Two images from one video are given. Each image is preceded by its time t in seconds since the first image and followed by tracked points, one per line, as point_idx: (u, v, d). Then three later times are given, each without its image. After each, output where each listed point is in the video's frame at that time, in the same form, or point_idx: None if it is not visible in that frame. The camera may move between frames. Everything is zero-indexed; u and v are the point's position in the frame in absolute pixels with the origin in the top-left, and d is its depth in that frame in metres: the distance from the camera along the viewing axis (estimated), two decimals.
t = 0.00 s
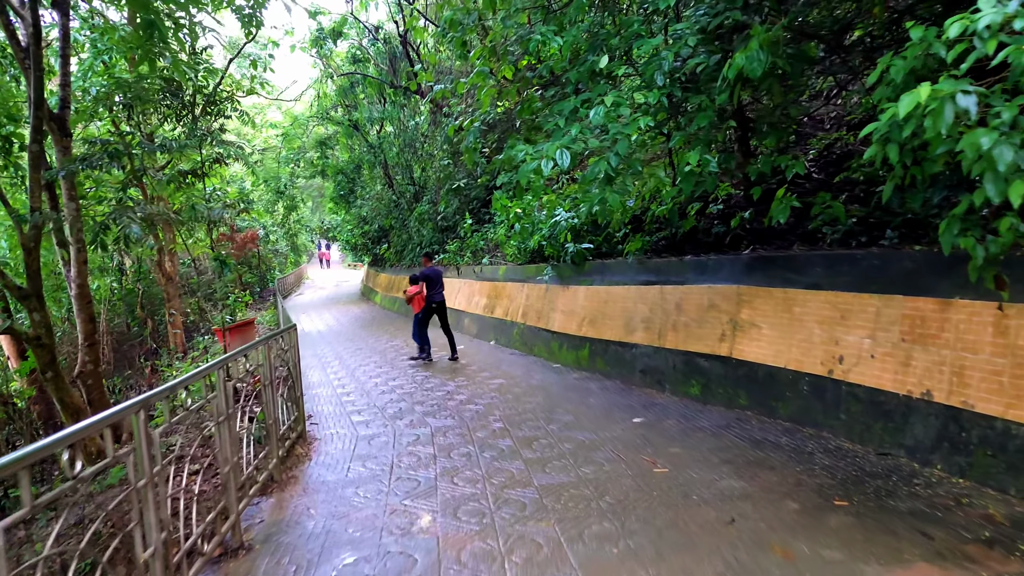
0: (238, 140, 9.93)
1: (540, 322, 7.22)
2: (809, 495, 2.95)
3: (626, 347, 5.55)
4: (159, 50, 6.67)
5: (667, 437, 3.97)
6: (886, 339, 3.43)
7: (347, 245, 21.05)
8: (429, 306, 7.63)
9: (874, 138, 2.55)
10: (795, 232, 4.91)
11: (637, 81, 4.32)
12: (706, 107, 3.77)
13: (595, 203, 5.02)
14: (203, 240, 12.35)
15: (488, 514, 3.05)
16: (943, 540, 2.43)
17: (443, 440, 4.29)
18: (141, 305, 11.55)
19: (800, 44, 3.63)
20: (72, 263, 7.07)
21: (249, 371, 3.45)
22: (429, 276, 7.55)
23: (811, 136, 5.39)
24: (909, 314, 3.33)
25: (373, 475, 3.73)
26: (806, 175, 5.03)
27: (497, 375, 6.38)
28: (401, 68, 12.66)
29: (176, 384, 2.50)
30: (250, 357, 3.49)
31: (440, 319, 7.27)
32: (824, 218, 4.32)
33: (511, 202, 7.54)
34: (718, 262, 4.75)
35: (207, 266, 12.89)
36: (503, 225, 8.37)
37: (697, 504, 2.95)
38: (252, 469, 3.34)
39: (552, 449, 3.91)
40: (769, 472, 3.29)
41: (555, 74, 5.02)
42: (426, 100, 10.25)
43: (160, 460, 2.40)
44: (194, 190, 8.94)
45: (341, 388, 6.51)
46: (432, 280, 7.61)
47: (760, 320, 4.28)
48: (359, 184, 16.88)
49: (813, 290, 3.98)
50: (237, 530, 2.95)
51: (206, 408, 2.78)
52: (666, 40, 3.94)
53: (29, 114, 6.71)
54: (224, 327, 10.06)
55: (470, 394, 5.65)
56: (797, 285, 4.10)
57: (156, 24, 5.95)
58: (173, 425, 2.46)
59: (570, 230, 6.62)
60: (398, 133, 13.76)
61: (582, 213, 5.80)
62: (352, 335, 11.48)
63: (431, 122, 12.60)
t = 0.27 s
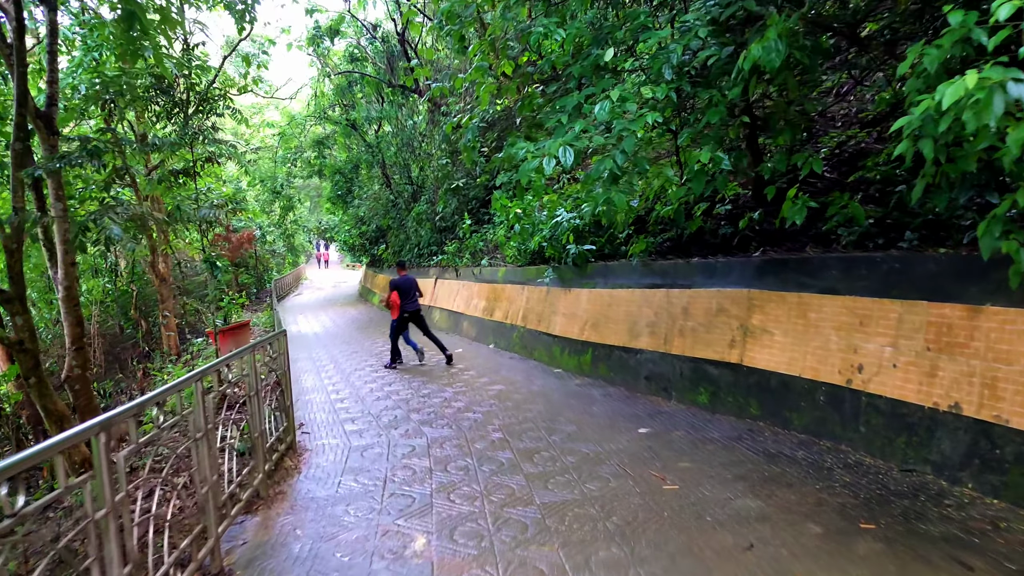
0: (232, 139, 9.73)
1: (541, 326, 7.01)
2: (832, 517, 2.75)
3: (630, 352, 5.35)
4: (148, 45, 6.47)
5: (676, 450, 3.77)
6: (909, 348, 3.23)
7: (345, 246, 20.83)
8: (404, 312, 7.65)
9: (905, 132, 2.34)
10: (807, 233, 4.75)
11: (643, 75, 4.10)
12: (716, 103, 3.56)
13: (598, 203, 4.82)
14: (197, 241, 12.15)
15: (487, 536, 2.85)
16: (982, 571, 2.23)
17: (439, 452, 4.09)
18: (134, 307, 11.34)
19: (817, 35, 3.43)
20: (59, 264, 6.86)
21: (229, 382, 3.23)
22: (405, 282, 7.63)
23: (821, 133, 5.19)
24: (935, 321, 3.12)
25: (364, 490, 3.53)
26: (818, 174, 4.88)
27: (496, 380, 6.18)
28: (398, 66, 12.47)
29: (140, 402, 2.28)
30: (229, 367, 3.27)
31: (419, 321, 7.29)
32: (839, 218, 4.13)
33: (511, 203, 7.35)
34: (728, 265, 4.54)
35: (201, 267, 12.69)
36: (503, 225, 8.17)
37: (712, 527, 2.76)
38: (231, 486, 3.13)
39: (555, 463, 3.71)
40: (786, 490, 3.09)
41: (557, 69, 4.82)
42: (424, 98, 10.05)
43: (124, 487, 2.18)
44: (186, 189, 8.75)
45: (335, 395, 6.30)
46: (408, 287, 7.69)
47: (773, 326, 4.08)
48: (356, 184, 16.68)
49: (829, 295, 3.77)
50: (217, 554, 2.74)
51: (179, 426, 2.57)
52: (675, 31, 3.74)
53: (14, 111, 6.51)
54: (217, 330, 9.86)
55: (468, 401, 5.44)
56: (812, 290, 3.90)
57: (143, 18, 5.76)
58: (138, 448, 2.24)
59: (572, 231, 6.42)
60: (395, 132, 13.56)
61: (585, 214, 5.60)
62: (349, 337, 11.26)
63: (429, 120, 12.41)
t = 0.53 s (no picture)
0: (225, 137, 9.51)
1: (541, 329, 6.80)
2: (860, 540, 2.53)
3: (635, 357, 5.13)
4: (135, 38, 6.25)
5: (686, 462, 3.55)
6: (936, 355, 3.02)
7: (342, 246, 20.60)
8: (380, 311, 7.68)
9: (947, 119, 2.13)
10: (820, 233, 4.54)
11: (651, 66, 3.88)
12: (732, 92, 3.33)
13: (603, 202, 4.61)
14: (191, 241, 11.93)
15: (485, 560, 2.63)
16: None
17: (435, 464, 3.88)
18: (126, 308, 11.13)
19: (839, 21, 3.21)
20: (43, 264, 6.64)
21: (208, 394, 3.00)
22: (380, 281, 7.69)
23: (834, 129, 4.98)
24: (965, 326, 2.91)
25: (355, 506, 3.31)
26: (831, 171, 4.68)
27: (495, 386, 5.96)
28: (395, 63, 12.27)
29: (96, 421, 2.08)
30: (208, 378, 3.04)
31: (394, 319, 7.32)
32: (857, 216, 3.91)
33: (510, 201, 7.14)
34: (738, 266, 4.33)
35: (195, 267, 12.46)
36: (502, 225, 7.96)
37: (729, 550, 2.55)
38: (208, 506, 2.90)
39: (558, 476, 3.49)
40: (806, 508, 2.88)
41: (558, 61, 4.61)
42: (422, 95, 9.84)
43: (77, 517, 1.98)
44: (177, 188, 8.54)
45: (328, 400, 6.09)
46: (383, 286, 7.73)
47: (787, 331, 3.87)
48: (354, 183, 16.46)
49: (848, 298, 3.56)
50: None
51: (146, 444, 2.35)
52: (685, 17, 3.52)
53: None
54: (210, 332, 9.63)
55: (466, 408, 5.23)
56: (830, 293, 3.68)
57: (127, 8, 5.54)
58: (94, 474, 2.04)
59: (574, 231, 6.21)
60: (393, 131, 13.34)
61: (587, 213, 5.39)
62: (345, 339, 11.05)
63: (427, 118, 12.19)
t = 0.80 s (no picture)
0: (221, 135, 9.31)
1: (544, 332, 6.58)
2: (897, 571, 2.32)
3: (643, 363, 4.92)
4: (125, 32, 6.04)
5: (702, 479, 3.34)
6: (972, 366, 2.80)
7: (341, 246, 20.40)
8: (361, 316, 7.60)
9: (1002, 111, 1.92)
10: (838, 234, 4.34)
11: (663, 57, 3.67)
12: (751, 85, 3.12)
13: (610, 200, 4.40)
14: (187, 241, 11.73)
15: None
16: None
17: (434, 477, 3.67)
18: (120, 309, 10.93)
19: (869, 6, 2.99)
20: (30, 265, 6.43)
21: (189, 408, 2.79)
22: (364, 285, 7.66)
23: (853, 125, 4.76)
24: (1006, 335, 2.69)
25: (348, 525, 3.10)
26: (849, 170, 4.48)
27: (497, 392, 5.75)
28: (395, 60, 12.07)
29: (52, 446, 1.87)
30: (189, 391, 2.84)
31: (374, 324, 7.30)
32: (881, 217, 3.70)
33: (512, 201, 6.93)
34: (753, 269, 4.12)
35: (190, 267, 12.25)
36: (504, 225, 7.75)
37: None
38: (187, 530, 2.69)
39: (566, 493, 3.28)
40: (833, 531, 2.67)
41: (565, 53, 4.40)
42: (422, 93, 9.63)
43: (23, 557, 1.77)
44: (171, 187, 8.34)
45: (323, 406, 5.88)
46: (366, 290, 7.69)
47: (808, 337, 3.65)
48: (353, 183, 16.27)
49: (873, 303, 3.35)
50: None
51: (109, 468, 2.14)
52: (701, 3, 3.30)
53: None
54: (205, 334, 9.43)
55: (467, 416, 5.02)
56: (853, 298, 3.47)
57: None
58: (46, 505, 1.84)
59: (579, 232, 5.99)
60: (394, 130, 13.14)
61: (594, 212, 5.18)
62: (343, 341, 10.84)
63: (427, 117, 11.99)
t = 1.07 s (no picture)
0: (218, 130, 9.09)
1: (550, 333, 6.36)
2: None
3: (655, 367, 4.70)
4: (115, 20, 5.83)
5: (723, 493, 3.12)
6: (1021, 373, 2.57)
7: (342, 245, 20.19)
8: (346, 314, 7.61)
9: None
10: (862, 231, 4.10)
11: (682, 41, 3.45)
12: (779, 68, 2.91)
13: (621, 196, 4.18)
14: (185, 239, 11.52)
15: None
16: None
17: (436, 489, 3.45)
18: (117, 309, 10.73)
19: None
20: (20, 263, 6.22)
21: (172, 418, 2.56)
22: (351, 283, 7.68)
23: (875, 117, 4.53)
24: None
25: (343, 542, 2.87)
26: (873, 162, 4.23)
27: (502, 396, 5.53)
28: (397, 56, 11.85)
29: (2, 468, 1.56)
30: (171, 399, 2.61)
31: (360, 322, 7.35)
32: (910, 213, 3.47)
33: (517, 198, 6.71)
34: (774, 268, 3.90)
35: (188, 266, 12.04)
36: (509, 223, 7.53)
37: None
38: (168, 551, 2.45)
39: (578, 508, 3.06)
40: (871, 553, 2.45)
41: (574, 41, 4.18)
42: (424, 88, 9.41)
43: None
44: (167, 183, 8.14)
45: (321, 410, 5.67)
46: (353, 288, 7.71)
47: (834, 341, 3.42)
48: (354, 181, 16.05)
49: (907, 305, 3.12)
50: None
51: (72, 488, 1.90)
52: None
53: None
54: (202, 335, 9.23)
55: (471, 422, 4.80)
56: (884, 299, 3.24)
57: None
58: None
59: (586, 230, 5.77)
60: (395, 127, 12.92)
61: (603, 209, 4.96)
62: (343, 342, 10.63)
63: (429, 113, 11.77)
